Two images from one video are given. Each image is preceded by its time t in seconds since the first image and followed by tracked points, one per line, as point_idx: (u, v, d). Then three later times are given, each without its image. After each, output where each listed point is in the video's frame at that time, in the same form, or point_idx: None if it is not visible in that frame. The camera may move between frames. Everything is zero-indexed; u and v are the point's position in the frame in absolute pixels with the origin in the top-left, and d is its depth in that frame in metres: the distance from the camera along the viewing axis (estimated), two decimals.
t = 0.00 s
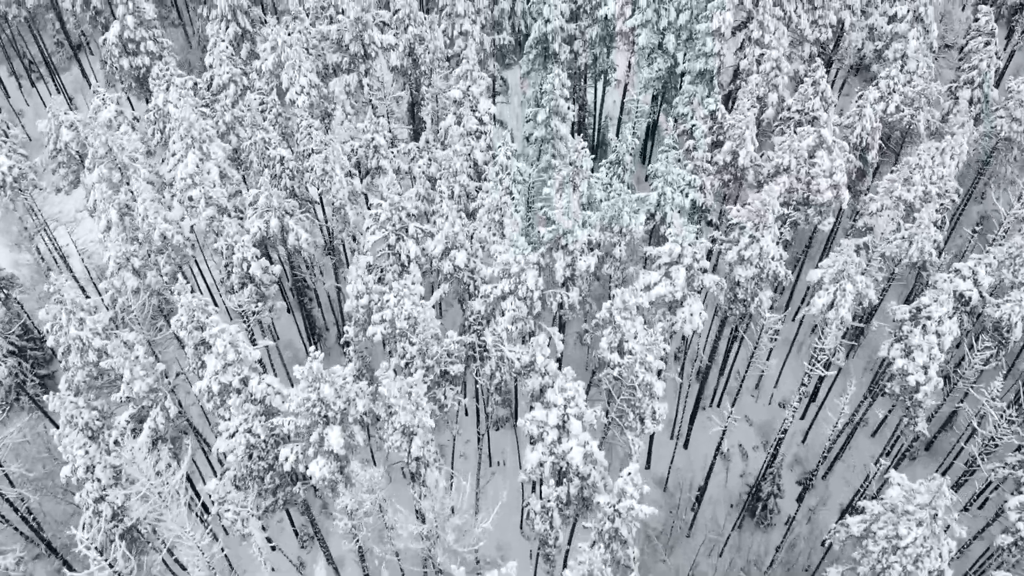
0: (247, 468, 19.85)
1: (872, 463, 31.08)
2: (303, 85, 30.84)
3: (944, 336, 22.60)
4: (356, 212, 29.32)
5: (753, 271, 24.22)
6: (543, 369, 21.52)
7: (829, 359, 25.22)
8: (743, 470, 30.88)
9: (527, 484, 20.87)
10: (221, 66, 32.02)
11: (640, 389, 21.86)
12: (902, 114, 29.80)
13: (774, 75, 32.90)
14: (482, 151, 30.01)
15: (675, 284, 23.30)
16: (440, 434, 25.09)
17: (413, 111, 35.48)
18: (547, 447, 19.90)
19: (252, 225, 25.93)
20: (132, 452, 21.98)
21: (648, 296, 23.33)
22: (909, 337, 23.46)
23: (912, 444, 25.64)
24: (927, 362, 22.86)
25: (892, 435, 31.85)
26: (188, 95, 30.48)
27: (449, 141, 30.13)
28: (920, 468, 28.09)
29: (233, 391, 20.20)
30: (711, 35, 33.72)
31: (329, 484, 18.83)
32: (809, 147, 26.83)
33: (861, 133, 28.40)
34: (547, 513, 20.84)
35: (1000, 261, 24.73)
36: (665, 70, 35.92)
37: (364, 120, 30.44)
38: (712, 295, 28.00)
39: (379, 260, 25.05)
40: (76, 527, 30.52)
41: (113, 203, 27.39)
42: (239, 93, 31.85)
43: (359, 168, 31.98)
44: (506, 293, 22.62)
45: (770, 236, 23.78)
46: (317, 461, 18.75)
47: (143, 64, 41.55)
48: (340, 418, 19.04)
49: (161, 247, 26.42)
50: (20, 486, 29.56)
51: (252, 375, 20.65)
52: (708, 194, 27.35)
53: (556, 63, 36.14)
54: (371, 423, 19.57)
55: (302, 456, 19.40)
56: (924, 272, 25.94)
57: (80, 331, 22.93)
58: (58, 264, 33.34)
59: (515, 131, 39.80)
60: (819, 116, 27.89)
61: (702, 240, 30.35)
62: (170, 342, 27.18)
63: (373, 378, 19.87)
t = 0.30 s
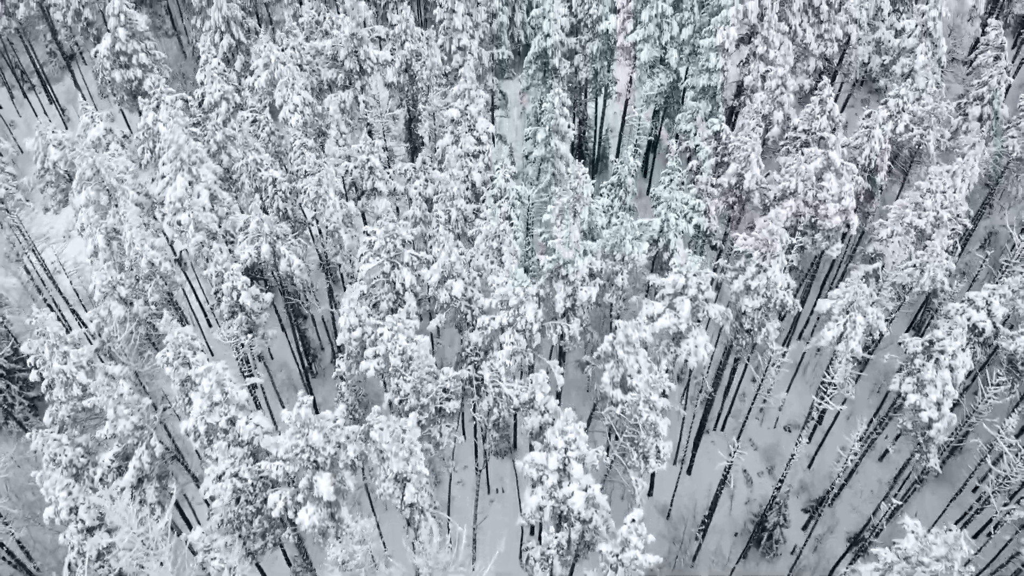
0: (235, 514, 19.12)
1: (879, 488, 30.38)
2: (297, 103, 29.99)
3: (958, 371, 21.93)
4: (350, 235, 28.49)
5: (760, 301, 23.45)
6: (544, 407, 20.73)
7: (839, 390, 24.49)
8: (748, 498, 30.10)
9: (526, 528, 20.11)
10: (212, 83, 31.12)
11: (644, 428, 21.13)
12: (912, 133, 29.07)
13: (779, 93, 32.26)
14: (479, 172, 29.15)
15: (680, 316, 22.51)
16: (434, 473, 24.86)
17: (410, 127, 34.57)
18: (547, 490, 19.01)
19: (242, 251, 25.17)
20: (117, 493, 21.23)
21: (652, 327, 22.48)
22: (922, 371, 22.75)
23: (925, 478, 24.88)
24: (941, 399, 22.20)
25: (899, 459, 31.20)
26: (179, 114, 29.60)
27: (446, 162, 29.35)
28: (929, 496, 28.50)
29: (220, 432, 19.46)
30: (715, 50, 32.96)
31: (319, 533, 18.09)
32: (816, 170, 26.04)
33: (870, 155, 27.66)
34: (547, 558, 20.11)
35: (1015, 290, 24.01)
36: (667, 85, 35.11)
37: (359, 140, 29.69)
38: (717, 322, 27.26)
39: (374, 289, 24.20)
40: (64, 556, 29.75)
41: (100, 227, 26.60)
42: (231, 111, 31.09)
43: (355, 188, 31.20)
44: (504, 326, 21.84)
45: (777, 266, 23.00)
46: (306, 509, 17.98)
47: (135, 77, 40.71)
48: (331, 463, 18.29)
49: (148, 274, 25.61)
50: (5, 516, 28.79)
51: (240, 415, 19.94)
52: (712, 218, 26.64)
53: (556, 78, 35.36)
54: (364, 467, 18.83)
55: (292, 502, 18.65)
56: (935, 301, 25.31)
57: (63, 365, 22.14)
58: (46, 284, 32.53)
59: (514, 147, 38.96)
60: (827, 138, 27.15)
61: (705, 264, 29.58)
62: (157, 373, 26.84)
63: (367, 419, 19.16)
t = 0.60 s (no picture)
0: (221, 564, 18.43)
1: (886, 515, 29.54)
2: (290, 122, 29.25)
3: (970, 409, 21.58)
4: (344, 260, 27.74)
5: (767, 334, 22.77)
6: (543, 447, 19.91)
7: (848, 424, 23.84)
8: (754, 527, 29.30)
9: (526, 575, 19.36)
10: (203, 101, 30.36)
11: (648, 469, 20.47)
12: (921, 154, 28.37)
13: (785, 111, 31.50)
14: (477, 194, 28.38)
15: (686, 350, 21.78)
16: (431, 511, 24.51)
17: (407, 145, 33.80)
18: (547, 538, 18.24)
19: (232, 279, 24.45)
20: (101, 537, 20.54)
21: (656, 362, 21.72)
22: (935, 409, 22.27)
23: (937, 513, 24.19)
24: (955, 439, 21.71)
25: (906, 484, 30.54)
26: (169, 134, 28.86)
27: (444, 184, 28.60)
28: (938, 528, 28.02)
29: (208, 477, 18.82)
30: (719, 66, 32.28)
31: None
32: (824, 194, 25.30)
33: (879, 178, 26.96)
34: None
35: None
36: (669, 101, 34.40)
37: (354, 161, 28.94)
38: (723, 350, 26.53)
39: (367, 319, 23.48)
40: None
41: (86, 253, 25.87)
42: (222, 129, 30.37)
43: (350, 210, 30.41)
44: (502, 362, 21.09)
45: (786, 298, 22.27)
46: (294, 562, 17.13)
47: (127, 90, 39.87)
48: (320, 514, 17.57)
49: (135, 303, 24.92)
50: None
51: (228, 458, 19.26)
52: (716, 244, 25.96)
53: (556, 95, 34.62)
54: (356, 516, 18.15)
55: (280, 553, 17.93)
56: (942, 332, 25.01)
57: (46, 402, 21.52)
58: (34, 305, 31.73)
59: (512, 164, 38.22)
60: (835, 161, 26.43)
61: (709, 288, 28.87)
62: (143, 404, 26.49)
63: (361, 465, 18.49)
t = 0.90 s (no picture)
0: None
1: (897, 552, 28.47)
2: (283, 150, 28.56)
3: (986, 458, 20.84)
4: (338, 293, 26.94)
5: (775, 376, 21.94)
6: (543, 501, 19.01)
7: (860, 469, 22.94)
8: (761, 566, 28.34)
9: None
10: (194, 127, 29.68)
11: (653, 523, 19.62)
12: (931, 184, 27.66)
13: (790, 138, 30.80)
14: (475, 226, 27.60)
15: (691, 396, 20.93)
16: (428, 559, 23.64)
17: (404, 170, 33.10)
18: None
19: (221, 317, 23.64)
20: None
21: (660, 408, 20.88)
22: (950, 456, 21.49)
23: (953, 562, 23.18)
24: (971, 488, 20.98)
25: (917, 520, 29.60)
26: (159, 163, 28.15)
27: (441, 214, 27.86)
28: (952, 569, 27.05)
29: (192, 534, 18.03)
30: (722, 91, 31.45)
31: None
32: (832, 228, 24.52)
33: (888, 210, 26.24)
34: None
35: None
36: (671, 125, 33.77)
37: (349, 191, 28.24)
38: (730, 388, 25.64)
39: (360, 359, 22.65)
40: None
41: (71, 288, 25.12)
42: (214, 157, 29.71)
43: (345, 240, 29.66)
44: (500, 408, 20.25)
45: (795, 340, 21.46)
46: None
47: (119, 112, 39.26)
48: None
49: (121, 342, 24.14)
50: None
51: (213, 513, 18.44)
52: (722, 279, 25.15)
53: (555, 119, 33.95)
54: None
55: None
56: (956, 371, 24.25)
57: (27, 448, 20.78)
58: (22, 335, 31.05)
59: (511, 186, 37.66)
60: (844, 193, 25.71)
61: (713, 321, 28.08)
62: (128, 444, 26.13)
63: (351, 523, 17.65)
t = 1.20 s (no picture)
0: None
1: None
2: (276, 180, 27.84)
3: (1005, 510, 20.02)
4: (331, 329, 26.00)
5: (785, 422, 21.12)
6: (543, 560, 18.16)
7: (873, 517, 22.06)
8: None
9: None
10: (185, 155, 28.93)
11: None
12: (942, 216, 26.95)
13: (796, 167, 30.10)
14: (473, 257, 26.50)
15: (698, 445, 20.09)
16: None
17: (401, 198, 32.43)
18: None
19: (210, 357, 22.79)
20: None
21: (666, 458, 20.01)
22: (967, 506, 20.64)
23: None
24: (988, 541, 20.18)
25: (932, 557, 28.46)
26: (148, 193, 27.40)
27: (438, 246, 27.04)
28: None
29: None
30: (726, 117, 30.74)
31: None
32: (842, 264, 23.76)
33: (898, 244, 25.51)
34: None
35: None
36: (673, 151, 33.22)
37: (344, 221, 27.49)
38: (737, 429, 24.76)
39: (352, 402, 21.88)
40: None
41: (55, 325, 24.26)
42: (205, 185, 28.94)
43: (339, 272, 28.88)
44: (498, 459, 19.35)
45: (805, 386, 20.63)
46: None
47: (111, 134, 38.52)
48: None
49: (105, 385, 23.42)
50: None
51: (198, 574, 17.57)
52: (727, 316, 24.39)
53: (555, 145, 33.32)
54: None
55: None
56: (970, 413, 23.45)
57: (7, 499, 19.86)
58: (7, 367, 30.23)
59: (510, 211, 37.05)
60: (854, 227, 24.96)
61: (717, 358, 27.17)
62: (109, 490, 25.47)
63: None
